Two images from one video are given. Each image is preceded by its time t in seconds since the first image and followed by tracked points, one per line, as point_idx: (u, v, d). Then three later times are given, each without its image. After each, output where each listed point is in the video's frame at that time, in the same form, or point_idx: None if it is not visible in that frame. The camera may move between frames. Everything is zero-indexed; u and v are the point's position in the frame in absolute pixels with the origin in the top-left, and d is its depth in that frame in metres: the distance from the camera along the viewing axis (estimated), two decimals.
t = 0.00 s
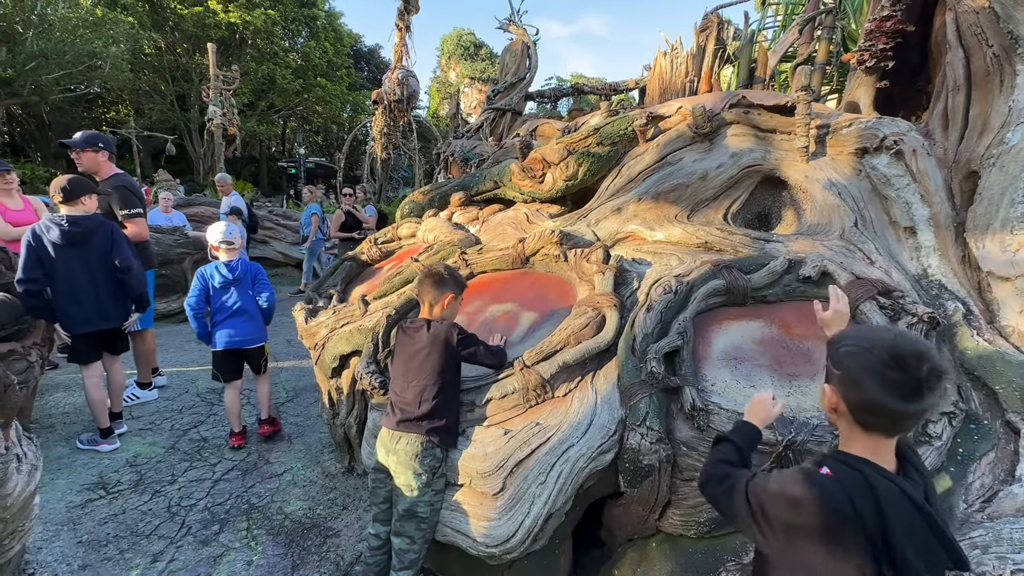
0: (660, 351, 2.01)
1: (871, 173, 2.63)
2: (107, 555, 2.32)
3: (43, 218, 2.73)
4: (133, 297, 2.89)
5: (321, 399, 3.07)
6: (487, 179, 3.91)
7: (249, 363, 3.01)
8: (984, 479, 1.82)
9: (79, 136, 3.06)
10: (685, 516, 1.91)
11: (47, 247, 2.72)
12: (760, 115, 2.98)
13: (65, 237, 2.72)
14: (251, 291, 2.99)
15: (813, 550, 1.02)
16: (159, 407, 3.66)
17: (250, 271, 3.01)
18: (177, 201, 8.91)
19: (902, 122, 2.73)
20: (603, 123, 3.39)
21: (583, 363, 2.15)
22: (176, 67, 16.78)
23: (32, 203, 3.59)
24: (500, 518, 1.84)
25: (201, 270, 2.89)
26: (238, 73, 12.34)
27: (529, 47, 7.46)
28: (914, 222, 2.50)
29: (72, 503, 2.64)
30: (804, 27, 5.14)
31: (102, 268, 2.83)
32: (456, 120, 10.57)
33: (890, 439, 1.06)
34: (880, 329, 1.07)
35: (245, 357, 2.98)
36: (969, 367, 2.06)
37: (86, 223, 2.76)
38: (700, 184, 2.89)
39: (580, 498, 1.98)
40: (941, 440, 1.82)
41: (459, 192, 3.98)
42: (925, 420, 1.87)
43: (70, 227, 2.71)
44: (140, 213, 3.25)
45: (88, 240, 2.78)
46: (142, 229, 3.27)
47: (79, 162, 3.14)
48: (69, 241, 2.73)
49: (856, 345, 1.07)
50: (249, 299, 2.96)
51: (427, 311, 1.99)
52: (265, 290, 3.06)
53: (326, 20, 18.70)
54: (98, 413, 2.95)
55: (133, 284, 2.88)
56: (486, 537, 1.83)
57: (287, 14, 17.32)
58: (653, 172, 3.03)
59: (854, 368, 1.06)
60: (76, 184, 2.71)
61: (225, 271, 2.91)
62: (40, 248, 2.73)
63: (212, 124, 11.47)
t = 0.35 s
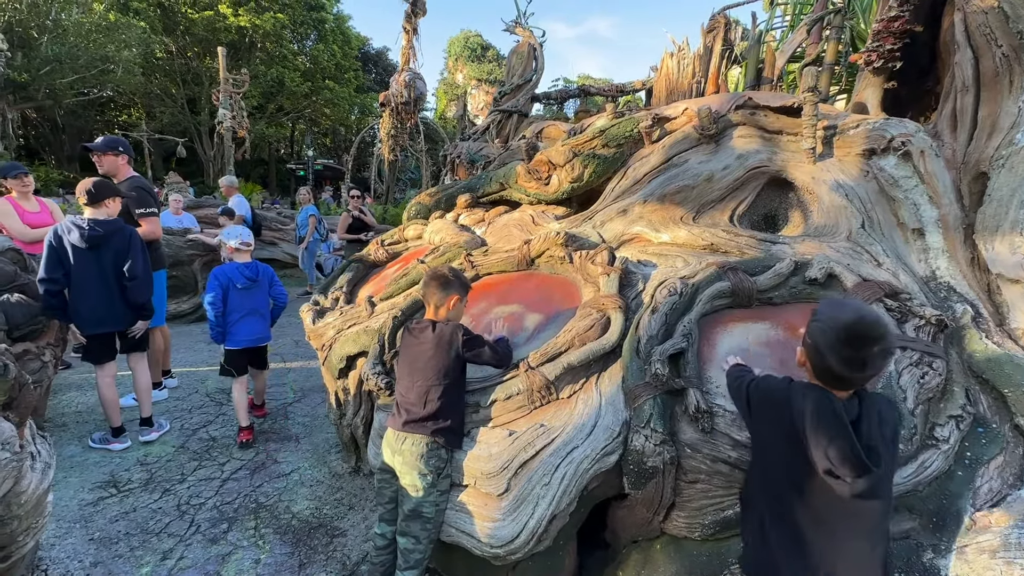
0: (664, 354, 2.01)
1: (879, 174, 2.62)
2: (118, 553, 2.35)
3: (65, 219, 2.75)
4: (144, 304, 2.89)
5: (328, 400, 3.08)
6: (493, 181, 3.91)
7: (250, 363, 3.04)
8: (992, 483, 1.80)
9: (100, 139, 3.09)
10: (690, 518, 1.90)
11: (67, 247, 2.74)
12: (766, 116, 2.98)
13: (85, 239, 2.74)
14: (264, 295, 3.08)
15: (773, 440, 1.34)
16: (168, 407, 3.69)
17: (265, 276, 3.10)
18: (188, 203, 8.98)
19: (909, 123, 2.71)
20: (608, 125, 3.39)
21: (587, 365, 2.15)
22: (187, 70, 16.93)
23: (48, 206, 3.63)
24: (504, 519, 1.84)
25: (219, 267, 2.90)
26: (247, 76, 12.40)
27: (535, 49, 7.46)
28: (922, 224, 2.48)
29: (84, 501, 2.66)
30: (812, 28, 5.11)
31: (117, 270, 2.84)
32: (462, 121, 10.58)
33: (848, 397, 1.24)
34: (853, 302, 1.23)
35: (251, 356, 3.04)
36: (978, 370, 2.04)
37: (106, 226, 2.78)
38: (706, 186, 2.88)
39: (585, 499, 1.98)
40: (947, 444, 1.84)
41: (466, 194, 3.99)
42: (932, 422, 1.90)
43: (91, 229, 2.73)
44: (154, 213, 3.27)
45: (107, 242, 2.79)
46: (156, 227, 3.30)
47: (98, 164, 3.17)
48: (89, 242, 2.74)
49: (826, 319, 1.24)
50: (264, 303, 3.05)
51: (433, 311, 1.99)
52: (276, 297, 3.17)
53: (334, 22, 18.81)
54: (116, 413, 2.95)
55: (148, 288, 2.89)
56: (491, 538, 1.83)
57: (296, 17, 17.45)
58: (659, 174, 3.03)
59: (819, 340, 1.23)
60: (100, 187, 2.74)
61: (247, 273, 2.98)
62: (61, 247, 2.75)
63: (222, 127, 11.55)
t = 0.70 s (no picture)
0: (667, 354, 2.00)
1: (883, 173, 2.60)
2: (122, 551, 2.35)
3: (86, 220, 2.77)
4: (158, 306, 2.86)
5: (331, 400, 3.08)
6: (495, 181, 3.90)
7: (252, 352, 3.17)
8: (999, 484, 1.77)
9: (111, 142, 3.10)
10: (692, 519, 1.90)
11: (87, 246, 2.77)
12: (770, 115, 2.96)
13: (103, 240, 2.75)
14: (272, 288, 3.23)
15: (760, 420, 1.39)
16: (172, 407, 3.70)
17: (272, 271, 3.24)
18: (192, 203, 9.00)
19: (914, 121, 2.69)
20: (611, 125, 3.38)
21: (589, 365, 2.14)
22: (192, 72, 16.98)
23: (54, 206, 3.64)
24: (506, 519, 1.84)
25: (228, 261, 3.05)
26: (252, 76, 12.32)
27: (538, 48, 7.45)
28: (927, 223, 2.47)
29: (89, 499, 2.67)
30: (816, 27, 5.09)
31: (135, 272, 2.83)
32: (466, 121, 10.58)
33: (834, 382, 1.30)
34: (844, 297, 1.28)
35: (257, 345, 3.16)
36: (984, 370, 2.02)
37: (125, 227, 2.78)
38: (710, 185, 2.87)
39: (588, 499, 1.97)
40: (953, 444, 1.82)
41: (468, 194, 3.99)
42: (937, 423, 1.88)
43: (109, 229, 2.74)
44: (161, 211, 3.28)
45: (125, 243, 2.80)
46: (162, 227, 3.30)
47: (108, 166, 3.18)
48: (107, 242, 2.75)
49: (819, 316, 1.28)
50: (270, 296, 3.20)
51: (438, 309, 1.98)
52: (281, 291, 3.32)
53: (338, 23, 18.85)
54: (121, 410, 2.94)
55: (164, 290, 2.87)
56: (493, 538, 1.83)
57: (300, 18, 17.49)
58: (662, 174, 3.02)
59: (812, 336, 1.29)
60: (121, 190, 2.74)
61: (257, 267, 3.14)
62: (82, 247, 2.79)
63: (227, 128, 11.58)
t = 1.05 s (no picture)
0: (667, 352, 1.99)
1: (883, 171, 2.60)
2: (121, 550, 2.34)
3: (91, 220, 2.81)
4: (161, 306, 2.85)
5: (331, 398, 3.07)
6: (495, 179, 3.89)
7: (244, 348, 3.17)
8: (999, 483, 1.77)
9: (110, 140, 3.10)
10: (693, 518, 1.89)
11: (90, 245, 2.80)
12: (771, 113, 2.96)
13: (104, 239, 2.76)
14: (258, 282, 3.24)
15: (748, 413, 1.40)
16: (171, 406, 3.69)
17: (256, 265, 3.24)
18: (191, 202, 8.99)
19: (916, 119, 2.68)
20: (611, 123, 3.37)
21: (590, 363, 2.13)
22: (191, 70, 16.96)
23: (52, 204, 3.63)
24: (505, 518, 1.83)
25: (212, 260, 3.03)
26: (250, 75, 12.30)
27: (538, 47, 7.43)
28: (928, 222, 2.46)
29: (88, 499, 2.66)
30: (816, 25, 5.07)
31: (136, 272, 2.80)
32: (465, 120, 10.57)
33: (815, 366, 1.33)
34: (818, 285, 1.34)
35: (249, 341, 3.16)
36: (985, 369, 2.01)
37: (126, 226, 2.77)
38: (710, 184, 2.87)
39: (588, 497, 1.96)
40: (954, 443, 1.82)
41: (468, 192, 3.98)
42: (938, 422, 1.87)
43: (110, 228, 2.75)
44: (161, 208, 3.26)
45: (127, 242, 2.78)
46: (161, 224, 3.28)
47: (107, 165, 3.17)
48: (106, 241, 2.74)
49: (795, 303, 1.33)
50: (257, 291, 3.21)
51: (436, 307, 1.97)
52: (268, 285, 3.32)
53: (338, 22, 18.84)
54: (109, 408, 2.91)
55: (163, 290, 2.82)
56: (492, 537, 1.82)
57: (299, 17, 17.47)
58: (662, 172, 3.01)
59: (789, 323, 1.33)
60: (127, 189, 2.75)
61: (241, 262, 3.12)
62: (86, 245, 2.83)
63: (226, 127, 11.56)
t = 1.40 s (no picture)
0: (663, 350, 1.99)
1: (878, 170, 2.61)
2: (117, 550, 2.34)
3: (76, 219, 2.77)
4: (146, 307, 2.83)
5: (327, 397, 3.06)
6: (492, 177, 3.89)
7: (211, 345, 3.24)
8: (991, 480, 1.78)
9: (97, 137, 3.11)
10: (688, 516, 1.90)
11: (75, 244, 2.77)
12: (767, 112, 2.96)
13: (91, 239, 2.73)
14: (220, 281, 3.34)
15: (740, 418, 1.40)
16: (166, 405, 3.68)
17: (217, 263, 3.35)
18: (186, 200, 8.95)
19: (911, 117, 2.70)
20: (607, 121, 3.37)
21: (586, 362, 2.14)
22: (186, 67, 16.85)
23: (44, 201, 3.61)
24: (501, 516, 1.83)
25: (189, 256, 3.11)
26: (245, 71, 12.21)
27: (535, 44, 7.41)
28: (922, 220, 2.47)
29: (83, 498, 2.66)
30: (813, 23, 5.08)
31: (123, 273, 2.79)
32: (462, 118, 10.54)
33: (804, 372, 1.34)
34: (804, 287, 1.34)
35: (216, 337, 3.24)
36: (978, 366, 2.03)
37: (113, 227, 2.74)
38: (706, 182, 2.87)
39: (583, 495, 1.97)
40: (948, 440, 1.83)
41: (464, 190, 3.98)
42: (931, 419, 1.89)
43: (96, 229, 2.72)
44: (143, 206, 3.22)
45: (113, 243, 2.76)
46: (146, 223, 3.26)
47: (93, 162, 3.16)
48: (93, 241, 2.73)
49: (783, 306, 1.33)
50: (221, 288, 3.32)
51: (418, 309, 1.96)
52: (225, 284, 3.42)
53: (333, 19, 18.77)
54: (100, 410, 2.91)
55: (148, 291, 2.80)
56: (489, 535, 1.83)
57: (294, 13, 17.36)
58: (658, 170, 3.02)
59: (777, 326, 1.34)
60: (108, 187, 2.71)
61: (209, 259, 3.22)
62: (70, 244, 2.79)
63: (221, 124, 11.50)
